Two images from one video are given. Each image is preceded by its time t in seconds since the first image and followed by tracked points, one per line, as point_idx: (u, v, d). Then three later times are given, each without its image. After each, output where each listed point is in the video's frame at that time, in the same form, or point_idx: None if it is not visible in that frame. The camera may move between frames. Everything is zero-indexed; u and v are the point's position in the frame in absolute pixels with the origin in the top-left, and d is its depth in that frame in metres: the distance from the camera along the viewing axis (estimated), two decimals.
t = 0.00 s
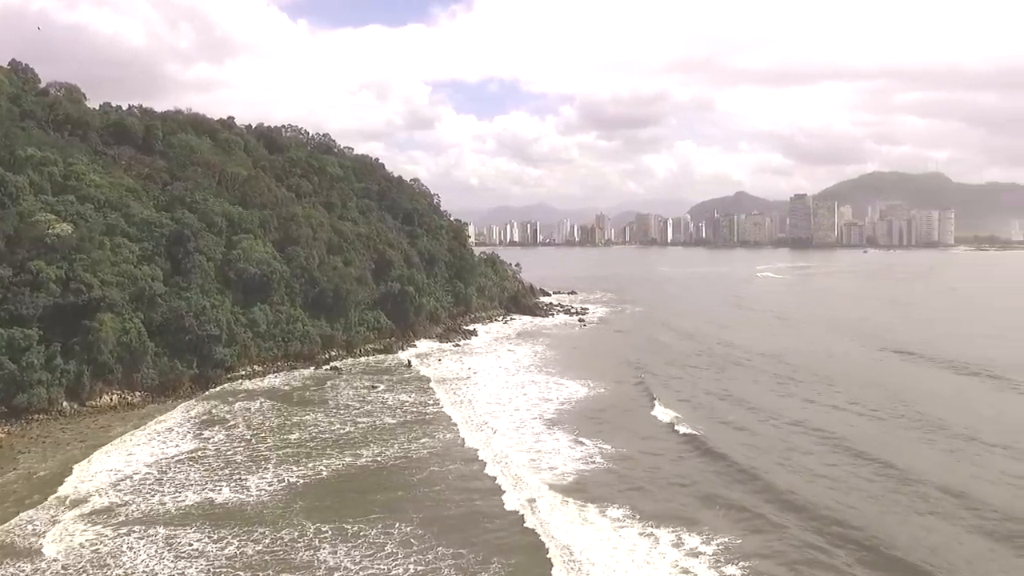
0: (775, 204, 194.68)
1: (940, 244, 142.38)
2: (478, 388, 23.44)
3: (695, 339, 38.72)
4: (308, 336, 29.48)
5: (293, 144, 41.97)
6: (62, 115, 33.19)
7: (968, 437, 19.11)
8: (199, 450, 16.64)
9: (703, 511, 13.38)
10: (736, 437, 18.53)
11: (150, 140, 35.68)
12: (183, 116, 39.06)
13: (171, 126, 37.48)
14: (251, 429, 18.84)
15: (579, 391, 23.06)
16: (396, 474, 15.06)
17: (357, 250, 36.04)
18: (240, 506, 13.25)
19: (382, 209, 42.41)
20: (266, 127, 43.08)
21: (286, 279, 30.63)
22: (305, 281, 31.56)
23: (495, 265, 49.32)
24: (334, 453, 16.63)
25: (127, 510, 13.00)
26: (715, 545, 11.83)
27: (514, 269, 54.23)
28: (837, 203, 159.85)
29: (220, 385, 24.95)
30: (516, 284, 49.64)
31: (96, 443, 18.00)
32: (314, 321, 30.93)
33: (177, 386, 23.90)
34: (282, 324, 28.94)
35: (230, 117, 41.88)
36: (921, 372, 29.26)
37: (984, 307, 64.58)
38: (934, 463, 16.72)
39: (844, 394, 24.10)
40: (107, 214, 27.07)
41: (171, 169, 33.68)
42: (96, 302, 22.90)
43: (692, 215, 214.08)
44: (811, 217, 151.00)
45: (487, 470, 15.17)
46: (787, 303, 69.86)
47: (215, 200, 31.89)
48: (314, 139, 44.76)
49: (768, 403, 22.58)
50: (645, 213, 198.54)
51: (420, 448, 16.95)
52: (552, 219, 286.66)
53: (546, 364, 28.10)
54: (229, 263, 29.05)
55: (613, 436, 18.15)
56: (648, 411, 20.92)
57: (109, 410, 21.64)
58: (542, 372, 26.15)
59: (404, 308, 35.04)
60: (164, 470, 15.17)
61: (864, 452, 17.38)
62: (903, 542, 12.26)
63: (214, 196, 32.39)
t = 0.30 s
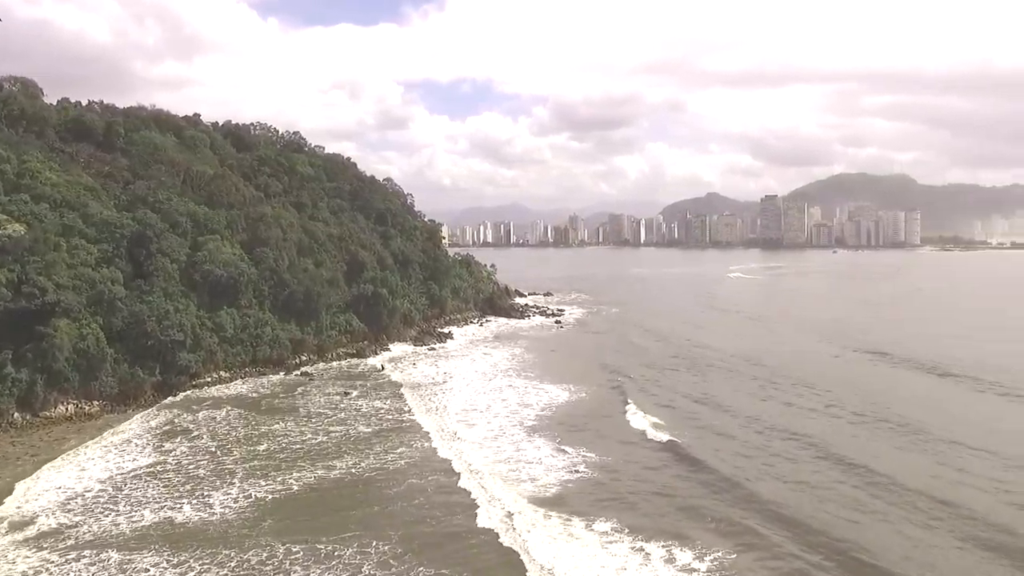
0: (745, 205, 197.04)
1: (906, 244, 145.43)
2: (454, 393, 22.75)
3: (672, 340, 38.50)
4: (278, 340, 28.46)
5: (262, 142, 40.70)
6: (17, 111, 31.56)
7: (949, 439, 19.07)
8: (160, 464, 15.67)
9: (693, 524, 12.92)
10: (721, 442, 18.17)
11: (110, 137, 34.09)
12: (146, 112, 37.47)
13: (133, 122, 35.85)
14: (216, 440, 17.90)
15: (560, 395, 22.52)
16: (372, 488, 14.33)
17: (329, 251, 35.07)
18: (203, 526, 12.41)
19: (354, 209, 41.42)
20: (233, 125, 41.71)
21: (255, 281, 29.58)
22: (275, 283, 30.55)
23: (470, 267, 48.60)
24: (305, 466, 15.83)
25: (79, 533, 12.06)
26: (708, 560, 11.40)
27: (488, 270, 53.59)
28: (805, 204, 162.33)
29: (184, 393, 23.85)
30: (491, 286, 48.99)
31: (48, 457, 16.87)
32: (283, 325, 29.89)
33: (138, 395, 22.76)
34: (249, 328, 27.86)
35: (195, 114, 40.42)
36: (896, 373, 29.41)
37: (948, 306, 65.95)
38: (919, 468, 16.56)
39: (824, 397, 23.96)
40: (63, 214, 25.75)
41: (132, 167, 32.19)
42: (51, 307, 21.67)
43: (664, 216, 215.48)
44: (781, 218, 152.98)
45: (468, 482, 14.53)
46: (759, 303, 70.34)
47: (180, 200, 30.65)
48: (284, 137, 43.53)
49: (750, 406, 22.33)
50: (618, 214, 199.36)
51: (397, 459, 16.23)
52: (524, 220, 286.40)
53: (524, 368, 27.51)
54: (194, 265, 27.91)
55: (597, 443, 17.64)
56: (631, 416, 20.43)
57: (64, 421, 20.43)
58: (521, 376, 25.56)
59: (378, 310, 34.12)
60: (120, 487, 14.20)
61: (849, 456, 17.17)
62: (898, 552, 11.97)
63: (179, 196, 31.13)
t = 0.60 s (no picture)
0: (717, 206, 199.00)
1: (874, 244, 148.16)
2: (432, 400, 22.04)
3: (650, 342, 38.18)
4: (247, 345, 27.45)
5: (231, 140, 39.20)
6: None
7: (931, 442, 19.01)
8: (117, 481, 14.72)
9: (685, 537, 12.50)
10: (707, 448, 17.79)
11: (70, 133, 32.26)
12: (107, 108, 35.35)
13: (94, 119, 33.63)
14: (180, 453, 16.98)
15: (541, 401, 21.94)
16: (347, 503, 13.61)
17: (300, 253, 34.08)
18: (161, 548, 11.57)
19: (327, 210, 40.43)
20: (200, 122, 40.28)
21: (223, 284, 28.53)
22: (245, 286, 29.56)
23: (445, 268, 47.85)
24: (274, 480, 15.01)
25: (25, 560, 11.15)
26: None
27: (464, 271, 52.85)
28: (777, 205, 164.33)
29: (147, 402, 22.75)
30: (466, 287, 48.28)
31: None
32: (253, 329, 28.85)
33: (98, 404, 21.60)
34: (217, 333, 26.80)
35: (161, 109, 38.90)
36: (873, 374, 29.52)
37: (916, 306, 67.16)
38: (906, 473, 16.39)
39: (806, 399, 23.79)
40: (17, 214, 24.43)
41: (92, 164, 30.21)
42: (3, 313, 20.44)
43: (637, 217, 216.57)
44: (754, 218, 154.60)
45: (450, 496, 13.87)
46: (733, 303, 70.71)
47: (144, 199, 29.40)
48: (254, 135, 42.24)
49: (733, 410, 22.02)
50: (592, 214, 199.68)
51: (373, 471, 15.52)
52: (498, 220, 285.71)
53: (503, 372, 26.90)
54: (158, 268, 26.77)
55: (581, 451, 17.12)
56: (614, 421, 19.93)
57: (17, 433, 19.20)
58: (500, 380, 24.95)
59: (351, 313, 33.17)
60: (72, 506, 13.26)
61: (836, 462, 16.93)
62: (895, 565, 11.68)
63: (144, 194, 29.85)
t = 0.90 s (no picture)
0: (696, 207, 200.41)
1: (849, 244, 150.16)
2: (414, 406, 21.36)
3: (634, 344, 37.83)
4: (221, 351, 26.47)
5: (205, 139, 37.94)
6: None
7: (922, 447, 18.79)
8: (79, 498, 13.83)
9: (682, 553, 12.02)
10: (698, 455, 17.36)
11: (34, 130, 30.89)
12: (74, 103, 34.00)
13: (60, 115, 32.14)
14: (149, 466, 16.11)
15: (527, 406, 21.36)
16: (326, 520, 12.92)
17: (276, 254, 33.13)
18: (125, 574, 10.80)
19: (304, 210, 39.45)
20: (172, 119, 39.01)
21: (196, 287, 27.53)
22: (219, 289, 28.57)
23: (426, 269, 47.07)
24: (249, 495, 14.26)
25: None
26: None
27: (445, 273, 52.09)
28: (754, 206, 165.83)
29: (115, 410, 21.73)
30: (448, 289, 47.56)
31: None
32: (227, 333, 27.86)
33: (62, 413, 20.54)
34: (190, 338, 25.80)
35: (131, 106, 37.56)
36: (856, 375, 29.46)
37: (891, 305, 68.00)
38: (900, 480, 16.11)
39: (794, 402, 23.55)
40: None
41: (58, 162, 28.93)
42: None
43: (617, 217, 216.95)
44: (732, 219, 155.78)
45: (436, 510, 13.25)
46: (713, 304, 70.79)
47: (113, 198, 28.25)
48: (228, 133, 41.06)
49: (722, 414, 21.65)
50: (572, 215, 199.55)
51: (355, 484, 14.82)
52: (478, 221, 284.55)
53: (487, 376, 26.27)
54: (127, 270, 25.71)
55: (570, 459, 16.57)
56: (602, 427, 19.43)
57: None
58: (484, 385, 24.33)
59: (329, 317, 32.30)
60: (29, 528, 12.39)
61: (830, 469, 16.60)
62: None
63: (112, 194, 28.68)
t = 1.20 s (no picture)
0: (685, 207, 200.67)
1: (838, 245, 150.88)
2: (406, 413, 20.69)
3: (628, 346, 37.31)
4: (205, 355, 25.63)
5: (190, 137, 37.00)
6: None
7: (927, 454, 18.38)
8: (51, 516, 13.07)
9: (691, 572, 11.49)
10: (702, 464, 16.84)
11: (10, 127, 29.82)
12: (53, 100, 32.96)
13: (38, 113, 31.10)
14: (127, 480, 15.36)
15: (523, 413, 20.77)
16: (315, 537, 12.28)
17: (263, 256, 32.32)
18: None
19: (291, 211, 38.60)
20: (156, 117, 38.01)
21: (179, 290, 26.67)
22: (203, 291, 27.73)
23: (417, 271, 46.35)
24: (234, 510, 13.56)
25: None
26: None
27: (435, 274, 51.35)
28: (743, 206, 166.29)
29: (94, 418, 20.87)
30: (438, 291, 46.85)
31: None
32: (212, 337, 27.03)
33: (37, 422, 19.67)
34: (173, 342, 24.96)
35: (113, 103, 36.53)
36: (853, 378, 29.14)
37: (881, 305, 68.15)
38: (909, 490, 15.67)
39: (794, 408, 23.10)
40: None
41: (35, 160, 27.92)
42: None
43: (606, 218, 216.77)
44: (721, 220, 156.11)
45: (432, 526, 12.64)
46: (704, 304, 70.53)
47: (93, 198, 27.32)
48: (213, 132, 40.11)
49: (721, 420, 21.17)
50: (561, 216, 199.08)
51: (347, 496, 14.17)
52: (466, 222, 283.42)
53: (481, 381, 25.63)
54: (108, 272, 24.84)
55: (570, 469, 16.00)
56: (601, 435, 18.87)
57: None
58: (478, 391, 23.70)
59: (318, 320, 31.53)
60: None
61: (838, 479, 16.12)
62: None
63: (92, 193, 27.74)
